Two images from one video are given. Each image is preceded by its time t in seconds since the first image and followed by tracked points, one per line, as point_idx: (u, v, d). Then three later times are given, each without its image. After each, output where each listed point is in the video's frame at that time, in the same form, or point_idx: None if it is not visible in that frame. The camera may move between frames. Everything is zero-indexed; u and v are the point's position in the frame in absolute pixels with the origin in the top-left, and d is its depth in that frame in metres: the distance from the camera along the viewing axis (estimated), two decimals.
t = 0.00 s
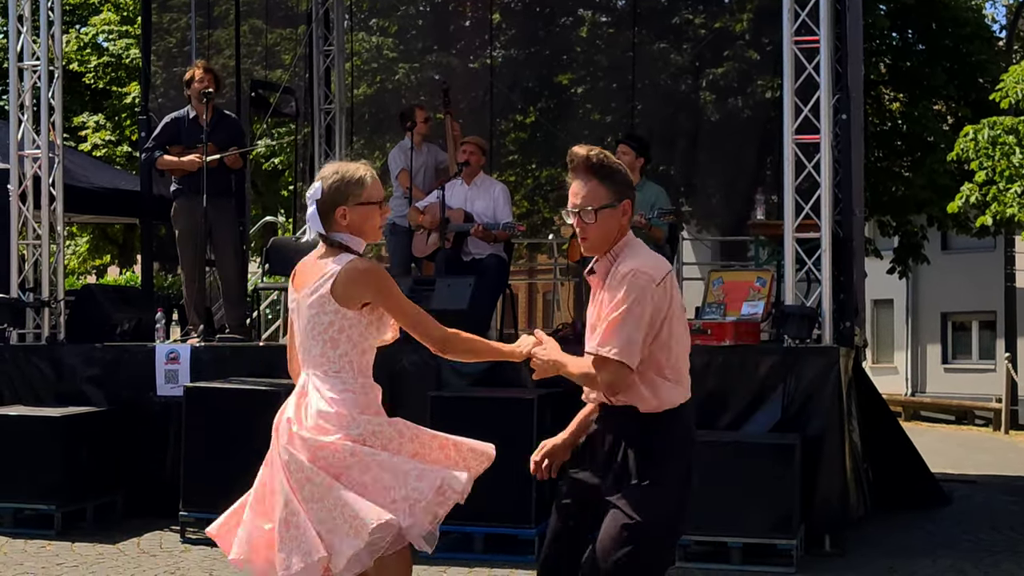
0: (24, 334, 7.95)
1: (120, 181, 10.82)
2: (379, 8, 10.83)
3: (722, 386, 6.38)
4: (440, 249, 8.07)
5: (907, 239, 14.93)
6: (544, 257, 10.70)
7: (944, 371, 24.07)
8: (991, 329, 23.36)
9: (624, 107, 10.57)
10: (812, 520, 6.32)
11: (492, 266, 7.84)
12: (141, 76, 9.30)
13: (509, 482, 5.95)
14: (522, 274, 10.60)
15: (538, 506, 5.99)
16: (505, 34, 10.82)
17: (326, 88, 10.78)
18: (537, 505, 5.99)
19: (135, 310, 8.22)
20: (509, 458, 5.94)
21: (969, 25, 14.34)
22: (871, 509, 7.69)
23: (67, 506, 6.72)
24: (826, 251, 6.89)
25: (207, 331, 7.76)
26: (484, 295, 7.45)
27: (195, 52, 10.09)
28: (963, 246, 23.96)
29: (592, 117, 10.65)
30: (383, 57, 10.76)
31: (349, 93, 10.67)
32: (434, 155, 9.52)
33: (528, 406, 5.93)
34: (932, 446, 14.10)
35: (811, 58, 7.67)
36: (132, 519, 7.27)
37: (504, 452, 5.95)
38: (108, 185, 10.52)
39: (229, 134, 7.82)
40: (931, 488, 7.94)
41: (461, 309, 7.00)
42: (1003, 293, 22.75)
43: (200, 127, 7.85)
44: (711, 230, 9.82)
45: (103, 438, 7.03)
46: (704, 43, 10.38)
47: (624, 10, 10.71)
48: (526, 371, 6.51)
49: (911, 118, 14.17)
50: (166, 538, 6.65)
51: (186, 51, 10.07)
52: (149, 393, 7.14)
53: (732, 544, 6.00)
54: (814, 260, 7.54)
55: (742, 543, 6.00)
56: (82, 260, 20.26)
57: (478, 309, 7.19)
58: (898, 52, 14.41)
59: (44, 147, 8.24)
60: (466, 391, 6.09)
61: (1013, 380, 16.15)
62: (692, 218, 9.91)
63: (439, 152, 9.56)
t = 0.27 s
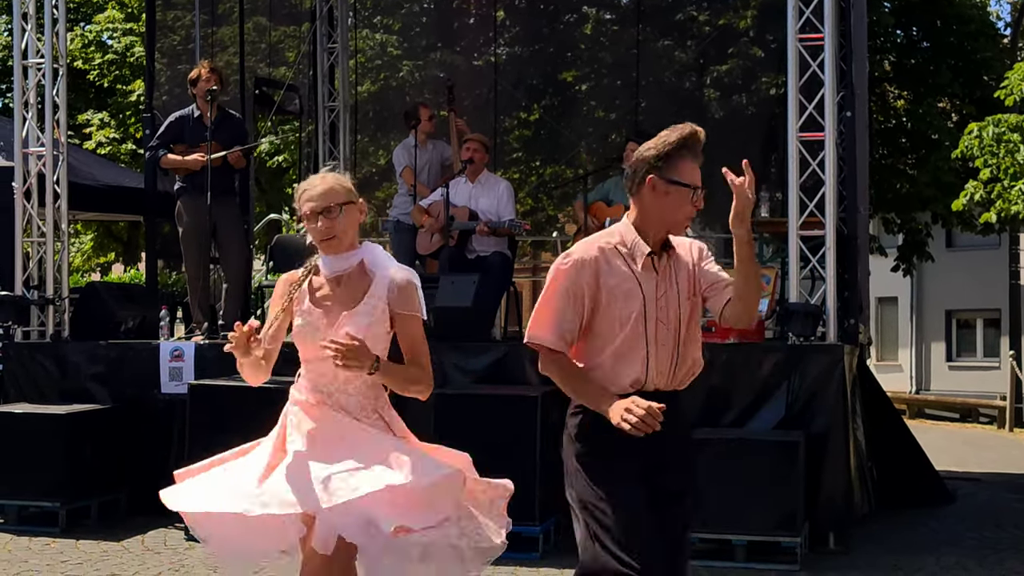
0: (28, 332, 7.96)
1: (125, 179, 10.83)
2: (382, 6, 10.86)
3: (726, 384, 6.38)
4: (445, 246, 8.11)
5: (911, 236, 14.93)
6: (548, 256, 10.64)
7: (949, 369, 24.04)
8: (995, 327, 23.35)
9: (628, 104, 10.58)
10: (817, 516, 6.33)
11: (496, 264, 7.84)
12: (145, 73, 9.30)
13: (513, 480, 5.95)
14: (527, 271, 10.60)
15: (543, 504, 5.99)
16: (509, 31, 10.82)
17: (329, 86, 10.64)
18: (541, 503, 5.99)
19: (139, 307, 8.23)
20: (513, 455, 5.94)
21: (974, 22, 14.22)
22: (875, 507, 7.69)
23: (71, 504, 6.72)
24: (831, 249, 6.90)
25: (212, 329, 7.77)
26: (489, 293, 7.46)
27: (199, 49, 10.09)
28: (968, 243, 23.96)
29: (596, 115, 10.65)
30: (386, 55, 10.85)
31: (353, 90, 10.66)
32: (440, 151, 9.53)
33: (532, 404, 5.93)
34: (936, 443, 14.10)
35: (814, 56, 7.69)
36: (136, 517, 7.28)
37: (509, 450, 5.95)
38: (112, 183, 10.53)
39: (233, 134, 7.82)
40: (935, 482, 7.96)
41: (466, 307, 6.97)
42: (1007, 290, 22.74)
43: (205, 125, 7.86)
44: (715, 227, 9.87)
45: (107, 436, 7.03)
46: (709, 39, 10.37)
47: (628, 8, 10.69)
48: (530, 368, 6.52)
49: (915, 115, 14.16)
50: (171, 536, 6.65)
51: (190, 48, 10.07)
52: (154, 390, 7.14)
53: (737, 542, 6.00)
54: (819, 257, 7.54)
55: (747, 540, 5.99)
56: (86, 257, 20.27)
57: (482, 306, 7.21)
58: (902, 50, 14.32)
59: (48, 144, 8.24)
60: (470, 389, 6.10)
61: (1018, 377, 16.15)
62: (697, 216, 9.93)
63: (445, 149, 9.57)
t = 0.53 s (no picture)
0: (32, 329, 7.97)
1: (128, 176, 10.83)
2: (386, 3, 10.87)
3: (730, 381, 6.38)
4: (448, 243, 8.13)
5: (914, 233, 14.92)
6: (551, 252, 10.74)
7: (952, 366, 24.03)
8: (998, 324, 23.34)
9: (632, 101, 10.57)
10: (820, 513, 6.34)
11: (499, 260, 7.83)
12: (149, 70, 9.30)
13: (516, 476, 5.96)
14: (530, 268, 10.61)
15: (546, 500, 6.00)
16: (511, 28, 10.80)
17: (333, 82, 10.70)
18: (545, 500, 6.00)
19: (143, 304, 8.24)
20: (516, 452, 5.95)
21: (978, 19, 14.24)
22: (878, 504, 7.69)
23: (74, 500, 6.73)
24: (834, 247, 6.89)
25: (215, 326, 7.79)
26: (492, 290, 7.47)
27: (202, 46, 10.09)
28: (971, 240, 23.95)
29: (599, 112, 10.65)
30: (389, 52, 10.84)
31: (356, 87, 10.66)
32: (443, 148, 9.52)
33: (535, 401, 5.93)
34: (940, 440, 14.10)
35: (818, 53, 7.68)
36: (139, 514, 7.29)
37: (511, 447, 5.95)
38: (116, 180, 10.53)
39: (242, 130, 7.84)
40: (938, 481, 7.97)
41: (468, 304, 6.97)
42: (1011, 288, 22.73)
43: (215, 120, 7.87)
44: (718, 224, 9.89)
45: (110, 432, 7.04)
46: (712, 36, 10.34)
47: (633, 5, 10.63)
48: (533, 365, 6.53)
49: (918, 112, 14.16)
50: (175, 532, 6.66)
51: (194, 45, 10.07)
52: (157, 387, 7.15)
53: (739, 539, 6.01)
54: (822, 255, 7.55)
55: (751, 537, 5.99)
56: (90, 254, 20.28)
57: (485, 303, 7.22)
58: (906, 46, 14.38)
59: (52, 141, 8.25)
60: (473, 386, 6.10)
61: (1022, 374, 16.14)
62: (699, 213, 9.94)
63: (449, 146, 9.56)
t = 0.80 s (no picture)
0: (34, 325, 7.97)
1: (130, 173, 10.84)
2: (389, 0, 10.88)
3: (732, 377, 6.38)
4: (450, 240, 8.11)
5: (917, 231, 14.91)
6: (553, 250, 10.63)
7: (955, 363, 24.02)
8: (1000, 321, 23.33)
9: (634, 98, 10.56)
10: (823, 510, 6.38)
11: (501, 258, 7.84)
12: (150, 67, 9.30)
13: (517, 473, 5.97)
14: (532, 265, 10.61)
15: (547, 497, 6.01)
16: (515, 25, 10.89)
17: (336, 79, 10.65)
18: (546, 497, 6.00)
19: (145, 301, 8.25)
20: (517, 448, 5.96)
21: (980, 16, 14.21)
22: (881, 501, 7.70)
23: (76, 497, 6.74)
24: (835, 244, 6.90)
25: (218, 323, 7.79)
26: (494, 287, 7.47)
27: (205, 43, 10.10)
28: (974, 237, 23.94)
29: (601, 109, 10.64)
30: (392, 48, 10.80)
31: (358, 84, 10.67)
32: (446, 145, 9.50)
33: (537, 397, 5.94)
34: (942, 437, 14.09)
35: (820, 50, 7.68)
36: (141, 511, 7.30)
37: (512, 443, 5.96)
38: (118, 177, 10.54)
39: (256, 130, 7.99)
40: (942, 476, 8.00)
41: (471, 301, 6.99)
42: (1013, 285, 22.72)
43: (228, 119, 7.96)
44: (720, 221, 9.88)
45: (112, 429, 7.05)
46: (714, 33, 10.37)
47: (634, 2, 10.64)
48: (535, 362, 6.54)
49: (921, 109, 14.14)
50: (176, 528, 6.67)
51: (196, 42, 10.07)
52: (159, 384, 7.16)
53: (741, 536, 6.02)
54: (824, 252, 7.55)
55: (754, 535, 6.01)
56: (93, 250, 20.29)
57: (488, 300, 7.22)
58: (909, 43, 14.35)
59: (54, 138, 8.27)
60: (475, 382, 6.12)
61: None
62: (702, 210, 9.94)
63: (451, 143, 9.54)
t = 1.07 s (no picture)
0: (36, 323, 7.97)
1: (132, 169, 10.84)
2: None
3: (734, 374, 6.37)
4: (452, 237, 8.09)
5: (919, 228, 14.90)
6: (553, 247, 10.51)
7: (957, 361, 24.01)
8: (1002, 319, 23.32)
9: (636, 95, 10.51)
10: (824, 509, 6.38)
11: (503, 254, 7.80)
12: (153, 64, 9.30)
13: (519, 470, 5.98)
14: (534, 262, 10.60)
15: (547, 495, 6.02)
16: (516, 22, 10.82)
17: (338, 77, 10.77)
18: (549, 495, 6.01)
19: (146, 298, 8.24)
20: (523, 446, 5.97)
21: (982, 14, 14.22)
22: (884, 499, 7.69)
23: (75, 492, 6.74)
24: (838, 241, 6.88)
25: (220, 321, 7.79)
26: (497, 284, 7.46)
27: (207, 40, 10.09)
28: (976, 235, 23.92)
29: (603, 105, 10.55)
30: (394, 45, 10.78)
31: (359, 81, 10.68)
32: (449, 144, 9.44)
33: (539, 395, 5.94)
34: (944, 435, 14.07)
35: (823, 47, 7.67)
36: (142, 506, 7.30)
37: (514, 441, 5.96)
38: (120, 174, 10.54)
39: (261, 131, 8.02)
40: (944, 474, 7.98)
41: (473, 298, 7.01)
42: (1015, 283, 22.71)
43: (234, 118, 7.97)
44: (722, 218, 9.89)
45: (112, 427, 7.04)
46: (716, 31, 10.47)
47: None
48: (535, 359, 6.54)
49: (924, 106, 14.12)
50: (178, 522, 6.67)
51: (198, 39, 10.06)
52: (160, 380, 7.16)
53: (742, 533, 6.01)
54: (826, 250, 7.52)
55: (752, 531, 6.01)
56: (95, 248, 20.29)
57: (489, 297, 7.22)
58: (911, 41, 14.33)
59: (56, 136, 8.25)
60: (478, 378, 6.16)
61: None
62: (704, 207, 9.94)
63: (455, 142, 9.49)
